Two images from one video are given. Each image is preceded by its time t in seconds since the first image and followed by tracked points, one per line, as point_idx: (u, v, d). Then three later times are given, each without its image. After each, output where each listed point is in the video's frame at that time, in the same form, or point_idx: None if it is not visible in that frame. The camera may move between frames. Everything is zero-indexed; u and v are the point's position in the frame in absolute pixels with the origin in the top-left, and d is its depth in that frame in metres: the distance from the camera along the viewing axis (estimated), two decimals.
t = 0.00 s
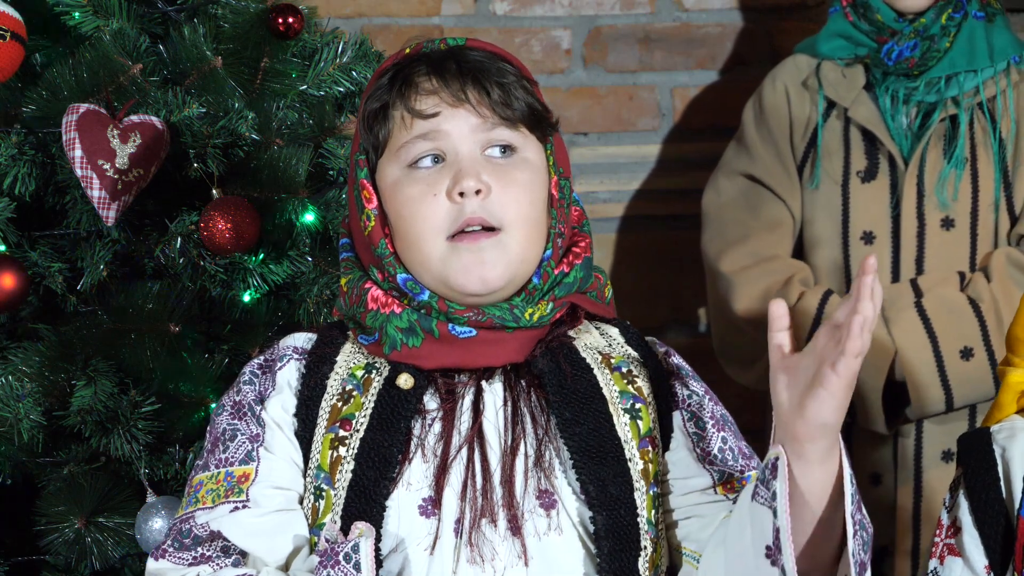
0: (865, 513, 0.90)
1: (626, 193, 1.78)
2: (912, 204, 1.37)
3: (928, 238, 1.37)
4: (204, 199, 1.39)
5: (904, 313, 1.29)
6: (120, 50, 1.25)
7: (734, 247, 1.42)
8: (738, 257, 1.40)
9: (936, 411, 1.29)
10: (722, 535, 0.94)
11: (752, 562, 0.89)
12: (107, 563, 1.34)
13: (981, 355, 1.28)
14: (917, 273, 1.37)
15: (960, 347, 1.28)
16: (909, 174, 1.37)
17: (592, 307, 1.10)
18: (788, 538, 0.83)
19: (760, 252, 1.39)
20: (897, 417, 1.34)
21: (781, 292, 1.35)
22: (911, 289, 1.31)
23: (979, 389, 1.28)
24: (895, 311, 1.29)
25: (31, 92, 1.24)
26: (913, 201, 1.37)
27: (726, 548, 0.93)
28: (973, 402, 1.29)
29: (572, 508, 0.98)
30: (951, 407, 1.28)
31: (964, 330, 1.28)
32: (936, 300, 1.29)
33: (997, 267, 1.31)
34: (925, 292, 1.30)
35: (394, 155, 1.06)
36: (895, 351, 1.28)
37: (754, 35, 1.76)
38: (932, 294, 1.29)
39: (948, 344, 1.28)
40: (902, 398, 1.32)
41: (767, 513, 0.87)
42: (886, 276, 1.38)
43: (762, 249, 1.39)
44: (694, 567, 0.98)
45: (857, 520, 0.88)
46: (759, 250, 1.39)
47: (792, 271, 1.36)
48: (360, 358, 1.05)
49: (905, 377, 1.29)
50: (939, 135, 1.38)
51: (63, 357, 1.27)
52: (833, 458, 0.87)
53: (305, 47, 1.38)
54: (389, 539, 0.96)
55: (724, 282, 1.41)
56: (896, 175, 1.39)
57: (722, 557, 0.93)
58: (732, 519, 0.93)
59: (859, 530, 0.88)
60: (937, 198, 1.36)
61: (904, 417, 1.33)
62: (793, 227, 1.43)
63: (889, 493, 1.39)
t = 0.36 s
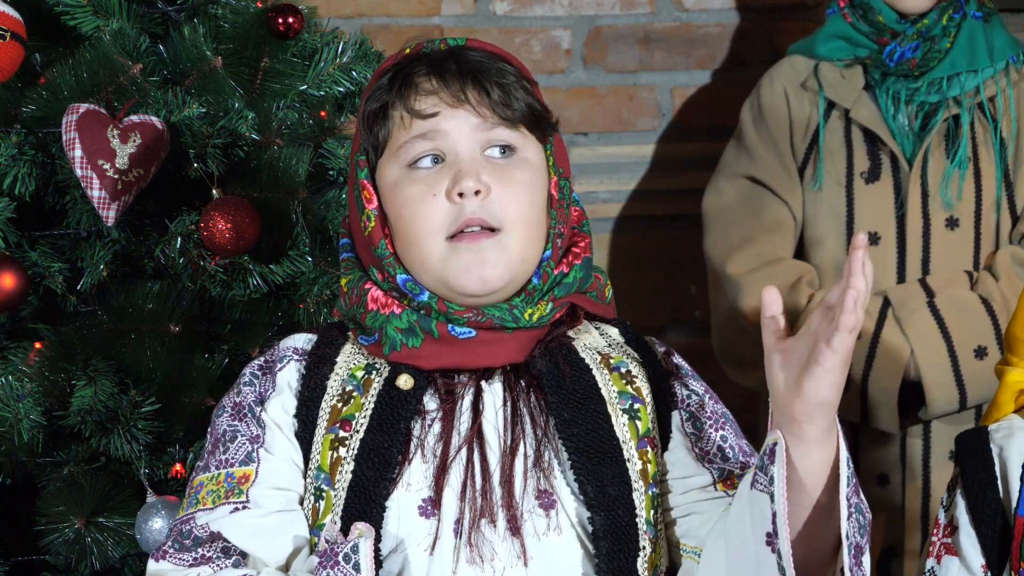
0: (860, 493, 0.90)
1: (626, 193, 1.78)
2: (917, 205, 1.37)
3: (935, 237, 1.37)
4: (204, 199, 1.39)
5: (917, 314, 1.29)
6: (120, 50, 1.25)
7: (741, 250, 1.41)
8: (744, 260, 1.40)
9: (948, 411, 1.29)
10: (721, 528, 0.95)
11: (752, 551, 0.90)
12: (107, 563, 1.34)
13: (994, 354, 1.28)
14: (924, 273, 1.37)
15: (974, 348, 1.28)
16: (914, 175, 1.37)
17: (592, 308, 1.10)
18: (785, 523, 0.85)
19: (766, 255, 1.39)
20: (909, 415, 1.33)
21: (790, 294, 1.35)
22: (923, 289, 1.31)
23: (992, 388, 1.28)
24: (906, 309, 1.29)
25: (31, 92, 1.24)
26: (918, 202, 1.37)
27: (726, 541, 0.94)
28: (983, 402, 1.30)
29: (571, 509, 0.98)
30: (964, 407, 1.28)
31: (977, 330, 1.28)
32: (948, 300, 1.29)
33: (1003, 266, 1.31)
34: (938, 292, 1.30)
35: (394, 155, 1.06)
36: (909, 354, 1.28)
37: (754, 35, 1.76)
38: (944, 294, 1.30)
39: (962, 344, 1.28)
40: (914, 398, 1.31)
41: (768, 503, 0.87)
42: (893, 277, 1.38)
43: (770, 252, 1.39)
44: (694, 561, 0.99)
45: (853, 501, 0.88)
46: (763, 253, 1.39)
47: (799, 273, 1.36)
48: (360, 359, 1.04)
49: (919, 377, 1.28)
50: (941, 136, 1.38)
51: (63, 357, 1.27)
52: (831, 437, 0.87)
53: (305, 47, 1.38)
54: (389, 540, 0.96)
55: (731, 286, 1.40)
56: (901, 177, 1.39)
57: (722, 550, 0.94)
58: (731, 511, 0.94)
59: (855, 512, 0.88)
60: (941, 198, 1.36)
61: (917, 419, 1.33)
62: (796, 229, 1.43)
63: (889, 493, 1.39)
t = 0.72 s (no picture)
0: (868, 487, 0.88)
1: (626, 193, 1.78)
2: (921, 203, 1.37)
3: (938, 238, 1.36)
4: (204, 199, 1.39)
5: (928, 313, 1.28)
6: (120, 50, 1.25)
7: (745, 252, 1.41)
8: (749, 262, 1.39)
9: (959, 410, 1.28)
10: (727, 520, 0.93)
11: (759, 542, 0.89)
12: (107, 563, 1.34)
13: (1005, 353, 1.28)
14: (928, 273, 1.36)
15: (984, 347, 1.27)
16: (918, 175, 1.37)
17: (594, 308, 1.11)
18: (793, 512, 0.85)
19: (769, 257, 1.39)
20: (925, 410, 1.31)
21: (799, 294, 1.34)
22: (933, 290, 1.30)
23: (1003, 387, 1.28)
24: (915, 309, 1.29)
25: (30, 92, 1.24)
26: (922, 201, 1.37)
27: (733, 532, 0.92)
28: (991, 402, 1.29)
29: (571, 509, 0.98)
30: (975, 406, 1.28)
31: (988, 329, 1.27)
32: (959, 300, 1.29)
33: (1007, 264, 1.32)
34: (948, 292, 1.30)
35: (395, 153, 1.06)
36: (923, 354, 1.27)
37: (754, 35, 1.76)
38: (956, 294, 1.29)
39: (975, 343, 1.27)
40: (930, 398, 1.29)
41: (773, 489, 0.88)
42: (898, 278, 1.38)
43: (775, 254, 1.39)
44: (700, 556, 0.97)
45: (864, 493, 0.87)
46: (768, 256, 1.39)
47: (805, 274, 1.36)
48: (361, 359, 1.04)
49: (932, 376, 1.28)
50: (942, 136, 1.38)
51: (64, 357, 1.27)
52: (839, 425, 0.86)
53: (305, 47, 1.37)
54: (389, 540, 0.96)
55: (736, 287, 1.40)
56: (903, 178, 1.39)
57: (729, 542, 0.93)
58: (737, 503, 0.93)
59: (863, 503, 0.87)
60: (944, 198, 1.36)
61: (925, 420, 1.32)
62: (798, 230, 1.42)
63: (893, 494, 1.38)
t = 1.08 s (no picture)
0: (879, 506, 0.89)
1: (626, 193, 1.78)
2: (921, 204, 1.37)
3: (937, 238, 1.36)
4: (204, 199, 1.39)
5: (929, 314, 1.28)
6: (120, 50, 1.25)
7: (746, 253, 1.41)
8: (750, 263, 1.40)
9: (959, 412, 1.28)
10: (734, 524, 0.93)
11: (769, 548, 0.88)
12: (107, 563, 1.34)
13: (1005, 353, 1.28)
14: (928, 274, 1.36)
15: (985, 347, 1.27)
16: (917, 177, 1.37)
17: (598, 309, 1.11)
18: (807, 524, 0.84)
19: (770, 258, 1.39)
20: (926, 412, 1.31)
21: (797, 297, 1.34)
22: (933, 291, 1.31)
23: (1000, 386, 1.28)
24: (917, 310, 1.29)
25: (31, 92, 1.24)
26: (921, 202, 1.37)
27: (740, 536, 0.92)
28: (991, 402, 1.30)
29: (571, 509, 0.98)
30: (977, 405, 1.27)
31: (988, 330, 1.27)
32: (960, 301, 1.29)
33: (1007, 265, 1.32)
34: (949, 292, 1.30)
35: (393, 149, 1.06)
36: (923, 354, 1.27)
37: (754, 35, 1.76)
38: (957, 294, 1.29)
39: (976, 343, 1.27)
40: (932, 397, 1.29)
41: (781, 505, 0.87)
42: (898, 277, 1.37)
43: (775, 255, 1.39)
44: (704, 559, 0.98)
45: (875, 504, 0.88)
46: (770, 256, 1.39)
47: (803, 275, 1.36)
48: (363, 359, 1.04)
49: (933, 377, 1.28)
50: (940, 137, 1.39)
51: (64, 357, 1.27)
52: (850, 439, 0.88)
53: (305, 47, 1.37)
54: (389, 539, 0.96)
55: (738, 288, 1.39)
56: (903, 178, 1.39)
57: (736, 545, 0.93)
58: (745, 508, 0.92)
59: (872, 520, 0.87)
60: (944, 199, 1.36)
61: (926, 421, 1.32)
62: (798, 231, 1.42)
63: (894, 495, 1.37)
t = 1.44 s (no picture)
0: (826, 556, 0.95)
1: (627, 193, 1.78)
2: (916, 205, 1.38)
3: (934, 238, 1.37)
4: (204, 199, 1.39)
5: (918, 314, 1.29)
6: (120, 50, 1.25)
7: (742, 252, 1.40)
8: (745, 262, 1.39)
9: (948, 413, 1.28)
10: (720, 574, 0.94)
11: None
12: (107, 563, 1.34)
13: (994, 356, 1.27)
14: (923, 275, 1.37)
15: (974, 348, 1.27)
16: (913, 176, 1.37)
17: (600, 314, 1.10)
18: None
19: (767, 257, 1.39)
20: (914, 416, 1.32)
21: (790, 297, 1.35)
22: (924, 290, 1.31)
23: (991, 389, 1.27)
24: (907, 311, 1.30)
25: (30, 92, 1.24)
26: (917, 203, 1.38)
27: None
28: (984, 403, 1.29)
29: (567, 510, 0.97)
30: (966, 408, 1.27)
31: (978, 330, 1.27)
32: (952, 301, 1.28)
33: (1003, 266, 1.30)
34: (938, 293, 1.30)
35: (400, 150, 1.06)
36: (910, 354, 1.28)
37: (754, 35, 1.76)
38: (946, 296, 1.29)
39: (964, 343, 1.27)
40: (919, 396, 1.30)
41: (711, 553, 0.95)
42: (893, 277, 1.38)
43: (770, 255, 1.39)
44: None
45: None
46: (765, 257, 1.39)
47: (799, 275, 1.36)
48: (360, 358, 1.04)
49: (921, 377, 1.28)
50: (939, 137, 1.38)
51: (64, 357, 1.28)
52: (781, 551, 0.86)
53: (305, 47, 1.37)
54: (384, 538, 0.96)
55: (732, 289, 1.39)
56: (900, 178, 1.39)
57: None
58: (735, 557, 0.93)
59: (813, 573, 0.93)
60: (940, 199, 1.37)
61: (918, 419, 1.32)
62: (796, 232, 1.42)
63: (891, 495, 1.38)
